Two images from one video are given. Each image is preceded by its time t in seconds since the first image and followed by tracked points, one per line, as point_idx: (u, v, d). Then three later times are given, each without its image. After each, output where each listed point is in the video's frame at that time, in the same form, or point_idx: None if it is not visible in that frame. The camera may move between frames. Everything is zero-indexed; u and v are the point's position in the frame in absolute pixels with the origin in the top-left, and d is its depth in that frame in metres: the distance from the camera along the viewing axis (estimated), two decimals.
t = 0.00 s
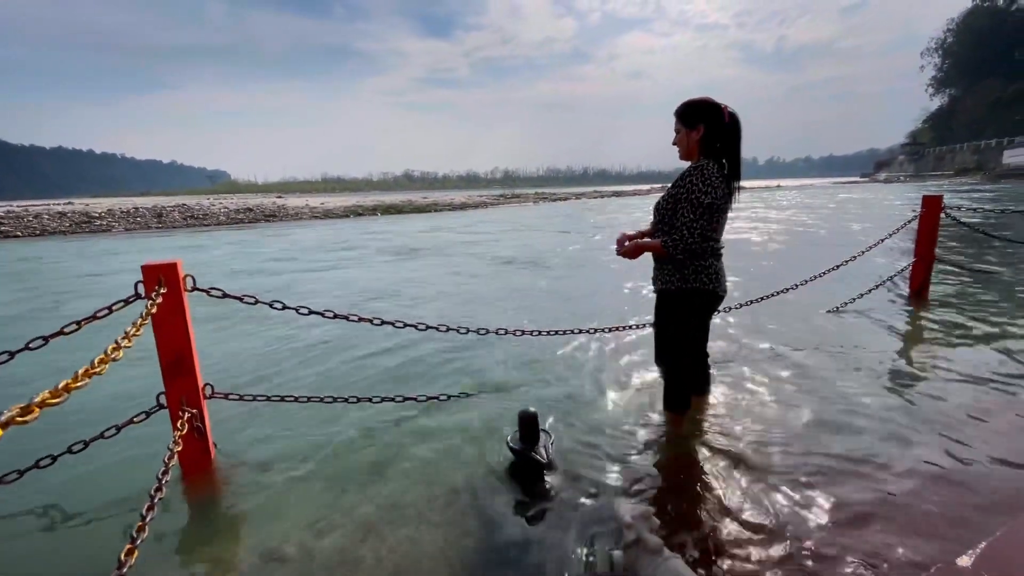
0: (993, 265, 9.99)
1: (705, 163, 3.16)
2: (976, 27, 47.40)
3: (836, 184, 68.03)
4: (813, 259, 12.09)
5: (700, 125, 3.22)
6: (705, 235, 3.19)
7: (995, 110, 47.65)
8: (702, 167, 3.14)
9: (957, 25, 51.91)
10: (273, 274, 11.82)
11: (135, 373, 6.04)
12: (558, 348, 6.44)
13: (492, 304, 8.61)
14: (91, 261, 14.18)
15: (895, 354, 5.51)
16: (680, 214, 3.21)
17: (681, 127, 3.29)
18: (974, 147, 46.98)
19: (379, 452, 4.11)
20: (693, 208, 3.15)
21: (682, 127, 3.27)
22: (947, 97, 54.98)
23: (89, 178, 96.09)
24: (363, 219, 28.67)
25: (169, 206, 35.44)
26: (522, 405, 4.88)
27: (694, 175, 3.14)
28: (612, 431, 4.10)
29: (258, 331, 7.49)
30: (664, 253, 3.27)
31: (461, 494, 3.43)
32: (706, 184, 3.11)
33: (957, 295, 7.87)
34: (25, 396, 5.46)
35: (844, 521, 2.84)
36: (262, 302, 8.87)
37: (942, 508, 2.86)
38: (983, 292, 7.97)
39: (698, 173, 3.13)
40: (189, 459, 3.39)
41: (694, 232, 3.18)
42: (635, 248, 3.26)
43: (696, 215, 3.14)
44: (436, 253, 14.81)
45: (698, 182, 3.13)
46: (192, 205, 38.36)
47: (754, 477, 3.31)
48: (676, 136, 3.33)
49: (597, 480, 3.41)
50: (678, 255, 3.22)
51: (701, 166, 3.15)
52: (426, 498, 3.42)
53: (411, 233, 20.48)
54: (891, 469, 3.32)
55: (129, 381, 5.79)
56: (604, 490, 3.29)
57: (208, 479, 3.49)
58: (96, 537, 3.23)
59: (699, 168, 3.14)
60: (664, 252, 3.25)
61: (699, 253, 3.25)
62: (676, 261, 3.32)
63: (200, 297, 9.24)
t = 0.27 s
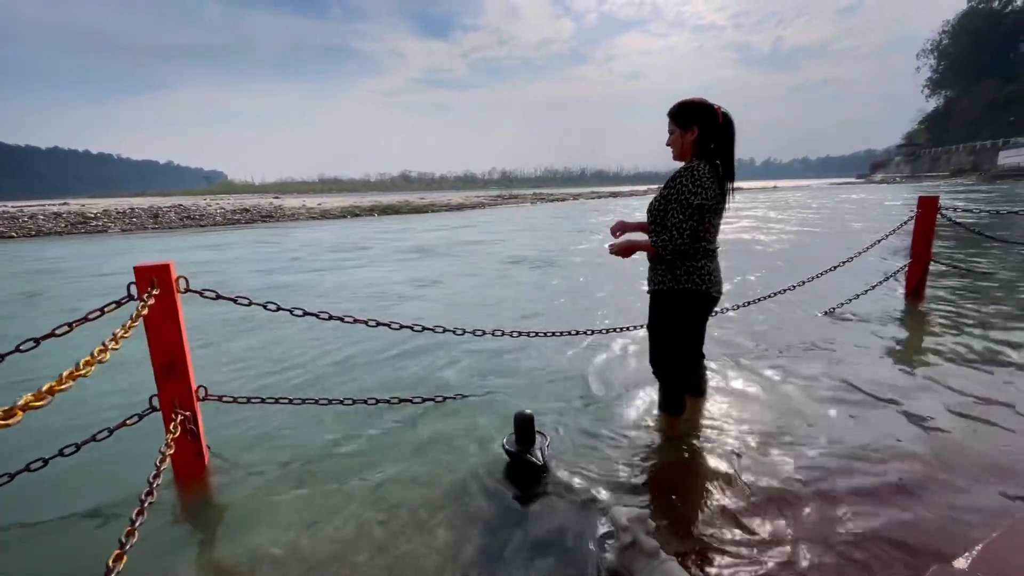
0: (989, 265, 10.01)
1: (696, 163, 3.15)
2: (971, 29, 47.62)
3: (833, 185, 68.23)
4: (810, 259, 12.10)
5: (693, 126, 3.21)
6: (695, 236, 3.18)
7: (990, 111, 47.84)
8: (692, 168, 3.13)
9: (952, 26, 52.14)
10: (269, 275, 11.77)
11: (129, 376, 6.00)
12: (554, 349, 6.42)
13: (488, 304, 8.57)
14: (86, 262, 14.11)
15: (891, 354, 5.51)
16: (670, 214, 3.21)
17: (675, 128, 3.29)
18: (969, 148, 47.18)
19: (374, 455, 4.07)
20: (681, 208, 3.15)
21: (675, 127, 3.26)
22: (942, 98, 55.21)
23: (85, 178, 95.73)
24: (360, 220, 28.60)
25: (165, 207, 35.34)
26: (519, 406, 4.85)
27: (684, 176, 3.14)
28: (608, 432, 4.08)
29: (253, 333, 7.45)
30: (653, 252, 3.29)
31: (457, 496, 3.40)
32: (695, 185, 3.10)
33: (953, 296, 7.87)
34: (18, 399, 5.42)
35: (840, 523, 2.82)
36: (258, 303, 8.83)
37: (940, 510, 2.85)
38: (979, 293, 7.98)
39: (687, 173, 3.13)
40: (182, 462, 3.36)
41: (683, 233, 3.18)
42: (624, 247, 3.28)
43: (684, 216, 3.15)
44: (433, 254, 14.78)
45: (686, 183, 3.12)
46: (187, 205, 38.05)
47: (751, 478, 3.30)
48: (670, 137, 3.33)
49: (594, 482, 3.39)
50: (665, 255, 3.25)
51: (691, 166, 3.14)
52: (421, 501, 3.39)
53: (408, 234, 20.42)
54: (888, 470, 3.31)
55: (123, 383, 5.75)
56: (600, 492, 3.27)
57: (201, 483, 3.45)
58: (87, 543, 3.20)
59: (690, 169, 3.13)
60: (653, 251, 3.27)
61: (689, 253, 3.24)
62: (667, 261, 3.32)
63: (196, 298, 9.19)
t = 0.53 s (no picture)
0: (985, 267, 10.02)
1: (689, 166, 3.13)
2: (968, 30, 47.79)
3: (830, 186, 68.43)
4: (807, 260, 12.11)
5: (687, 128, 3.20)
6: (685, 238, 3.17)
7: (986, 112, 48.05)
8: (683, 170, 3.12)
9: (949, 28, 52.33)
10: (265, 276, 11.73)
11: (123, 377, 5.96)
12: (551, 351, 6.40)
13: (485, 305, 8.55)
14: (81, 262, 14.05)
15: (888, 356, 5.50)
16: (661, 217, 3.20)
17: (669, 131, 3.27)
18: (966, 149, 47.35)
19: (369, 458, 4.05)
20: (672, 211, 3.13)
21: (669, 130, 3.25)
22: (939, 99, 55.39)
23: (81, 178, 95.43)
24: (357, 220, 28.55)
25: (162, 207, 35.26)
26: (515, 408, 4.83)
27: (675, 179, 3.12)
28: (603, 435, 4.07)
29: (248, 334, 7.42)
30: (644, 255, 3.27)
31: (451, 500, 3.38)
32: (686, 188, 3.08)
33: (950, 297, 7.87)
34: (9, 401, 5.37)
35: (835, 526, 2.81)
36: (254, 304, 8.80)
37: (934, 513, 2.84)
38: (976, 294, 7.98)
39: (678, 176, 3.11)
40: (175, 466, 3.33)
41: (674, 236, 3.17)
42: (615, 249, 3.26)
43: (675, 219, 3.13)
44: (431, 254, 14.75)
45: (677, 186, 3.11)
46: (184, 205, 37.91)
47: (745, 481, 3.29)
48: (664, 140, 3.32)
49: (589, 485, 3.38)
50: (657, 257, 3.23)
51: (683, 169, 3.13)
52: (415, 505, 3.37)
53: (405, 234, 20.38)
54: (883, 473, 3.30)
55: (117, 385, 5.71)
56: (594, 496, 3.25)
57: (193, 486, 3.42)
58: (76, 547, 3.16)
59: (681, 171, 3.12)
60: (643, 254, 3.26)
61: (681, 256, 3.23)
62: (659, 263, 3.31)
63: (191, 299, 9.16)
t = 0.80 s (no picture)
0: (983, 268, 10.05)
1: (688, 165, 3.15)
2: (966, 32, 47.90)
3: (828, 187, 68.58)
4: (806, 261, 12.12)
5: (682, 129, 3.21)
6: (690, 237, 3.18)
7: (984, 114, 48.21)
8: (685, 169, 3.12)
9: (947, 30, 52.45)
10: (263, 275, 11.70)
11: (120, 376, 5.93)
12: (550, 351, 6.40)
13: (484, 305, 8.55)
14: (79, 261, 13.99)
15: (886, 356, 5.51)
16: (665, 216, 3.19)
17: (663, 132, 3.27)
18: (964, 150, 47.47)
19: (367, 457, 4.04)
20: (677, 210, 3.13)
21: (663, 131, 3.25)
22: (937, 100, 55.53)
23: (79, 176, 95.16)
24: (356, 219, 28.53)
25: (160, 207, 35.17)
26: (513, 408, 4.83)
27: (678, 178, 3.12)
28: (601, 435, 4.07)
29: (247, 333, 7.40)
30: (648, 255, 3.25)
31: (450, 499, 3.38)
32: (689, 187, 3.09)
33: (948, 298, 7.89)
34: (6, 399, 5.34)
35: (832, 525, 2.82)
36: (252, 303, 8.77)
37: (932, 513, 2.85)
38: (974, 295, 8.01)
39: (680, 176, 3.11)
40: (173, 464, 3.32)
41: (679, 235, 3.16)
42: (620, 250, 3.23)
43: (681, 217, 3.13)
44: (429, 254, 14.74)
45: (681, 185, 3.11)
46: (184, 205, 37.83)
47: (745, 480, 3.29)
48: (659, 142, 3.31)
49: (588, 485, 3.38)
50: (663, 257, 3.21)
51: (684, 168, 3.13)
52: (414, 504, 3.36)
53: (404, 234, 20.36)
54: (882, 473, 3.30)
55: (114, 384, 5.69)
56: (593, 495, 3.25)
57: (191, 485, 3.41)
58: (73, 544, 3.15)
59: (683, 170, 3.13)
60: (649, 254, 3.23)
61: (685, 254, 3.23)
62: (661, 263, 3.29)
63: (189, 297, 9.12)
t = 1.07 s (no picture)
0: (982, 269, 10.05)
1: (687, 166, 3.16)
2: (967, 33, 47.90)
3: (828, 187, 68.58)
4: (806, 262, 12.12)
5: (668, 134, 3.20)
6: (701, 235, 3.19)
7: (984, 115, 48.23)
8: (688, 169, 3.13)
9: (948, 30, 52.45)
10: (263, 274, 11.69)
11: (119, 375, 5.93)
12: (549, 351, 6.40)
13: (484, 305, 8.54)
14: (78, 260, 13.98)
15: (884, 358, 5.51)
16: (675, 217, 3.16)
17: (649, 139, 3.25)
18: (964, 151, 47.47)
19: (366, 457, 4.04)
20: (689, 209, 3.11)
21: (649, 138, 3.23)
22: (937, 101, 55.54)
23: (79, 175, 95.10)
24: (356, 219, 28.52)
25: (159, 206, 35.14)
26: (512, 409, 4.83)
27: (684, 178, 3.11)
28: (600, 435, 4.06)
29: (246, 332, 7.39)
30: (663, 257, 3.20)
31: (449, 499, 3.38)
32: (697, 186, 3.10)
33: (947, 299, 7.88)
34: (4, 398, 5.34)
35: (831, 526, 2.82)
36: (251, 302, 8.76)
37: (930, 514, 2.85)
38: (973, 296, 8.00)
39: (687, 175, 3.11)
40: (172, 464, 3.32)
41: (693, 233, 3.15)
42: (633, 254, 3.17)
43: (693, 216, 3.12)
44: (429, 254, 14.73)
45: (690, 184, 3.11)
46: (185, 204, 37.83)
47: (743, 481, 3.29)
48: (646, 148, 3.29)
49: (587, 485, 3.37)
50: (681, 257, 3.18)
51: (686, 168, 3.14)
52: (412, 504, 3.36)
53: (404, 234, 20.35)
54: (881, 474, 3.30)
55: (113, 383, 5.68)
56: (593, 496, 3.25)
57: (190, 485, 3.40)
58: (72, 543, 3.14)
59: (686, 170, 3.13)
60: (666, 256, 3.18)
61: (696, 253, 3.23)
62: (673, 264, 3.26)
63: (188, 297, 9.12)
